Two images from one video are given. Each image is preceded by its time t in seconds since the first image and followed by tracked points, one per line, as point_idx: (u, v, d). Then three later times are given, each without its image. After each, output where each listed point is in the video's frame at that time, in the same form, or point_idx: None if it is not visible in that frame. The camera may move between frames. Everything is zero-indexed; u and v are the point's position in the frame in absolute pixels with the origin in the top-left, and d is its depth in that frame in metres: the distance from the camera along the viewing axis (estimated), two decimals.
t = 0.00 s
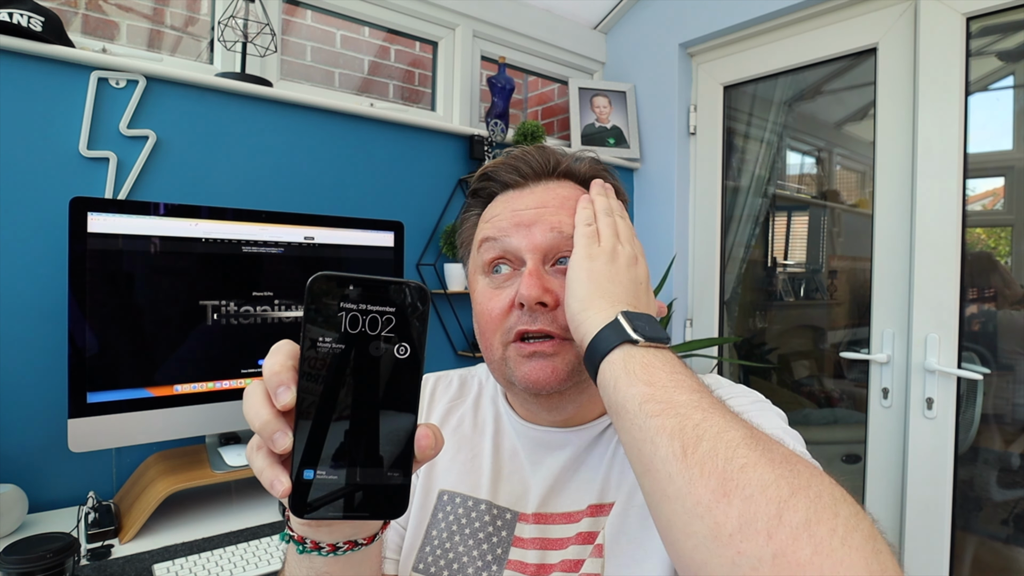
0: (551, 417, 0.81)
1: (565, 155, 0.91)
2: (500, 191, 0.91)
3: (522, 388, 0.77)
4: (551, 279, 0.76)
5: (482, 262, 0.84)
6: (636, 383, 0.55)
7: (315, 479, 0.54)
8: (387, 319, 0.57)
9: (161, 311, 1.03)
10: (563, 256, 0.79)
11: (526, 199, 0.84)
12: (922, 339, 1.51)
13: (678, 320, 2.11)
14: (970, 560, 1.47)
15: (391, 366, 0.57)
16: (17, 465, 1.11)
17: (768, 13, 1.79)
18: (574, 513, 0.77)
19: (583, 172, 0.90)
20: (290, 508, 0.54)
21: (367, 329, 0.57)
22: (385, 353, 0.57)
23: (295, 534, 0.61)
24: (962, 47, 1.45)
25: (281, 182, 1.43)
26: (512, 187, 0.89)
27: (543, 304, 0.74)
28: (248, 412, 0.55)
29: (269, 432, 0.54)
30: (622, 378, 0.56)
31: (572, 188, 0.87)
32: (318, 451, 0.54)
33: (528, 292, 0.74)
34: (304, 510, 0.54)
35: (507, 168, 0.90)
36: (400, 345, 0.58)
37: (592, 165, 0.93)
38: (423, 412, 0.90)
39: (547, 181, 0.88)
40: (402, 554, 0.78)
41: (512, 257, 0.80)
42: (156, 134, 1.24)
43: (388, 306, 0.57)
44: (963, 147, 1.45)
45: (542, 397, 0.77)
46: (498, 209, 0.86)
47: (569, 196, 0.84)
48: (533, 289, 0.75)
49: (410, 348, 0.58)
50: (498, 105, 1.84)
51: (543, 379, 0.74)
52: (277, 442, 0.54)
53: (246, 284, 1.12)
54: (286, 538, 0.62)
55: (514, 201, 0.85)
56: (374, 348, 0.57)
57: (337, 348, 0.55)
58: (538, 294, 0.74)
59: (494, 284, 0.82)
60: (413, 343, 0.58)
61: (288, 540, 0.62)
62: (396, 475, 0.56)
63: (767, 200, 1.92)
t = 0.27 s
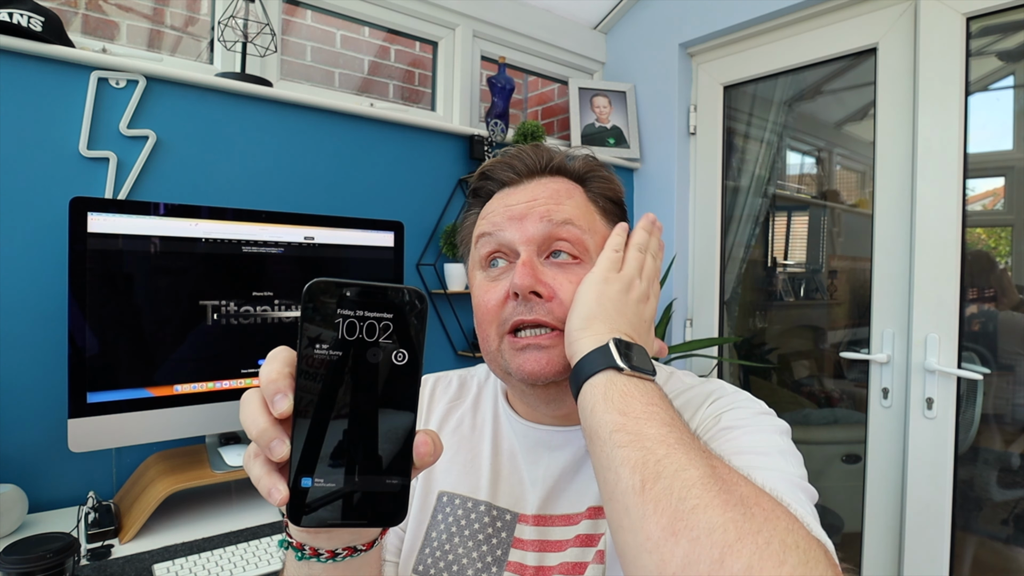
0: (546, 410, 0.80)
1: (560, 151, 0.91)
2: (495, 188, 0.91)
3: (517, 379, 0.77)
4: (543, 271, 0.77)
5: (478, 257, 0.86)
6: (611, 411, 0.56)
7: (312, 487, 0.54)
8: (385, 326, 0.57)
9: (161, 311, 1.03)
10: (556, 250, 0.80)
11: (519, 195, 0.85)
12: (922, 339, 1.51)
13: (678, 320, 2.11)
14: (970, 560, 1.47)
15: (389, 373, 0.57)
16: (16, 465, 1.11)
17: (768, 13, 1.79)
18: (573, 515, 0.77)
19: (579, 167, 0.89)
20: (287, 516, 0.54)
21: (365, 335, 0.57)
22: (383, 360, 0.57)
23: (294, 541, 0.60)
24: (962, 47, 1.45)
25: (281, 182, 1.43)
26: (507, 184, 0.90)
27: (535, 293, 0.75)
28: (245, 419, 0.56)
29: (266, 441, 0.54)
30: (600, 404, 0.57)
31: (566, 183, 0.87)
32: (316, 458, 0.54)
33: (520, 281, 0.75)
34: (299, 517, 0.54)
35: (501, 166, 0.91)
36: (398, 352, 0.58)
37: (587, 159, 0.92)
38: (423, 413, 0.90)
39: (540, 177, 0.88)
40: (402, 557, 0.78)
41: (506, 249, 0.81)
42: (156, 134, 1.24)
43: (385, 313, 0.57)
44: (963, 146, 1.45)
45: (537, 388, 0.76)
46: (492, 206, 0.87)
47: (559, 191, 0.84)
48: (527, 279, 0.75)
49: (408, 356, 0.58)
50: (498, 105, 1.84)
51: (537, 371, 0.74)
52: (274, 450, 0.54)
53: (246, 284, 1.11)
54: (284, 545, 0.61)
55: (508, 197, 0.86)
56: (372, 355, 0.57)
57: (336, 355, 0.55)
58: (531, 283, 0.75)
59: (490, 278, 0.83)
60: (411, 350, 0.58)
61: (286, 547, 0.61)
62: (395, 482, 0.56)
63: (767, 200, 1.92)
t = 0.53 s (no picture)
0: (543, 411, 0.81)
1: (553, 150, 0.91)
2: (491, 190, 0.91)
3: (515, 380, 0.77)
4: (539, 274, 0.79)
5: (475, 261, 0.86)
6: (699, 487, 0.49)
7: (295, 471, 0.54)
8: (364, 313, 0.57)
9: (160, 311, 1.03)
10: (553, 249, 0.81)
11: (514, 198, 0.85)
12: (922, 339, 1.51)
13: (678, 320, 2.11)
14: (970, 560, 1.47)
15: (368, 359, 0.57)
16: (16, 465, 1.11)
17: (767, 13, 1.79)
18: (568, 516, 0.76)
19: (573, 166, 0.89)
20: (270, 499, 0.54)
21: (344, 321, 0.57)
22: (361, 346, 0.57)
23: (283, 528, 0.61)
24: (962, 47, 1.45)
25: (280, 181, 1.43)
26: (502, 185, 0.90)
27: (531, 297, 0.76)
28: (232, 405, 0.57)
29: (250, 425, 0.56)
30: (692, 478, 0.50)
31: (561, 183, 0.87)
32: (298, 443, 0.55)
33: (516, 286, 0.76)
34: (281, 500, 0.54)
35: (496, 166, 0.91)
36: (378, 338, 0.57)
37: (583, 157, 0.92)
38: (417, 407, 0.91)
39: (534, 179, 0.88)
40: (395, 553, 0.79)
41: (503, 254, 0.82)
42: (156, 134, 1.24)
43: (364, 300, 0.57)
44: (963, 146, 1.45)
45: (535, 389, 0.77)
46: (488, 209, 0.87)
47: (552, 192, 0.85)
48: (523, 283, 0.77)
49: (387, 342, 0.57)
50: (498, 105, 1.84)
51: (535, 372, 0.75)
52: (258, 434, 0.55)
53: (246, 284, 1.11)
54: (273, 532, 0.62)
55: (504, 200, 0.86)
56: (352, 341, 0.57)
57: (316, 341, 0.56)
58: (528, 288, 0.76)
59: (487, 281, 0.83)
60: (390, 336, 0.58)
61: (275, 534, 0.62)
62: (376, 467, 0.56)
63: (767, 200, 1.92)
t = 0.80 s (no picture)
0: (546, 415, 0.82)
1: (560, 151, 0.89)
2: (497, 191, 0.90)
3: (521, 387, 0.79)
4: (546, 278, 0.79)
5: (480, 263, 0.85)
6: None
7: (300, 458, 0.55)
8: (366, 301, 0.57)
9: (161, 311, 1.03)
10: (558, 254, 0.80)
11: (521, 201, 0.84)
12: (922, 339, 1.51)
13: (678, 320, 2.11)
14: (970, 560, 1.47)
15: (371, 348, 0.57)
16: (17, 465, 1.11)
17: (767, 13, 1.79)
18: (576, 518, 0.76)
19: (581, 169, 0.88)
20: (275, 486, 0.55)
21: (346, 311, 0.57)
22: (365, 335, 0.57)
23: (287, 519, 0.62)
24: (962, 47, 1.45)
25: (280, 181, 1.43)
26: (509, 186, 0.88)
27: (538, 302, 0.77)
28: (235, 393, 0.58)
29: (255, 413, 0.56)
30: None
31: (568, 187, 0.86)
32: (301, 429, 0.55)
33: (523, 292, 0.76)
34: (288, 487, 0.55)
35: (503, 166, 0.89)
36: (379, 327, 0.57)
37: (590, 159, 0.91)
38: (420, 405, 0.91)
39: (542, 180, 0.87)
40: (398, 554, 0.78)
41: (509, 258, 0.81)
42: (156, 134, 1.24)
43: (367, 289, 0.57)
44: (962, 147, 1.45)
45: (541, 396, 0.78)
46: (494, 211, 0.86)
47: (559, 197, 0.83)
48: (530, 290, 0.77)
49: (389, 330, 0.58)
50: (498, 105, 1.84)
51: (541, 380, 0.76)
52: (262, 421, 0.55)
53: (246, 283, 1.12)
54: (277, 524, 0.62)
55: (510, 202, 0.85)
56: (354, 330, 0.57)
57: (319, 330, 0.56)
58: (535, 294, 0.76)
59: (493, 285, 0.83)
60: (393, 325, 0.58)
61: (280, 526, 0.62)
62: (379, 455, 0.56)
63: (767, 200, 1.92)
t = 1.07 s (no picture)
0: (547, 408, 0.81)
1: (577, 154, 0.92)
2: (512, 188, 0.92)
3: (519, 374, 0.78)
4: (549, 268, 0.79)
5: (489, 253, 0.86)
6: None
7: (316, 441, 0.55)
8: (383, 289, 0.58)
9: (161, 311, 1.03)
10: (563, 246, 0.81)
11: (532, 194, 0.86)
12: (922, 339, 1.51)
13: (678, 320, 2.11)
14: (970, 560, 1.47)
15: (387, 334, 0.57)
16: (17, 465, 1.11)
17: (767, 13, 1.79)
18: (579, 517, 0.74)
19: (596, 171, 0.90)
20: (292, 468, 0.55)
21: (364, 299, 0.57)
22: (380, 322, 0.57)
23: (298, 506, 0.62)
24: (962, 47, 1.45)
25: (281, 181, 1.43)
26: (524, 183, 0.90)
27: (539, 290, 0.76)
28: (254, 376, 0.57)
29: (275, 396, 0.56)
30: None
31: (580, 184, 0.87)
32: (318, 413, 0.55)
33: (525, 278, 0.77)
34: (303, 470, 0.54)
35: (521, 165, 0.91)
36: (395, 315, 0.57)
37: (605, 163, 0.93)
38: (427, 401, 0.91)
39: (555, 178, 0.89)
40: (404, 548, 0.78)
41: (516, 249, 0.82)
42: (156, 134, 1.24)
43: (384, 276, 0.58)
44: (962, 147, 1.45)
45: (539, 383, 0.78)
46: (507, 204, 0.87)
47: (571, 193, 0.85)
48: (532, 276, 0.77)
49: (404, 318, 0.58)
50: (498, 105, 1.84)
51: (538, 366, 0.75)
52: (281, 405, 0.55)
53: (246, 284, 1.12)
54: (287, 510, 0.62)
55: (524, 196, 0.86)
56: (372, 318, 0.57)
57: (338, 317, 0.56)
58: (536, 281, 0.76)
59: (498, 274, 0.83)
60: (408, 312, 0.58)
61: (289, 513, 0.62)
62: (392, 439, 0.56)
63: (767, 200, 1.92)
